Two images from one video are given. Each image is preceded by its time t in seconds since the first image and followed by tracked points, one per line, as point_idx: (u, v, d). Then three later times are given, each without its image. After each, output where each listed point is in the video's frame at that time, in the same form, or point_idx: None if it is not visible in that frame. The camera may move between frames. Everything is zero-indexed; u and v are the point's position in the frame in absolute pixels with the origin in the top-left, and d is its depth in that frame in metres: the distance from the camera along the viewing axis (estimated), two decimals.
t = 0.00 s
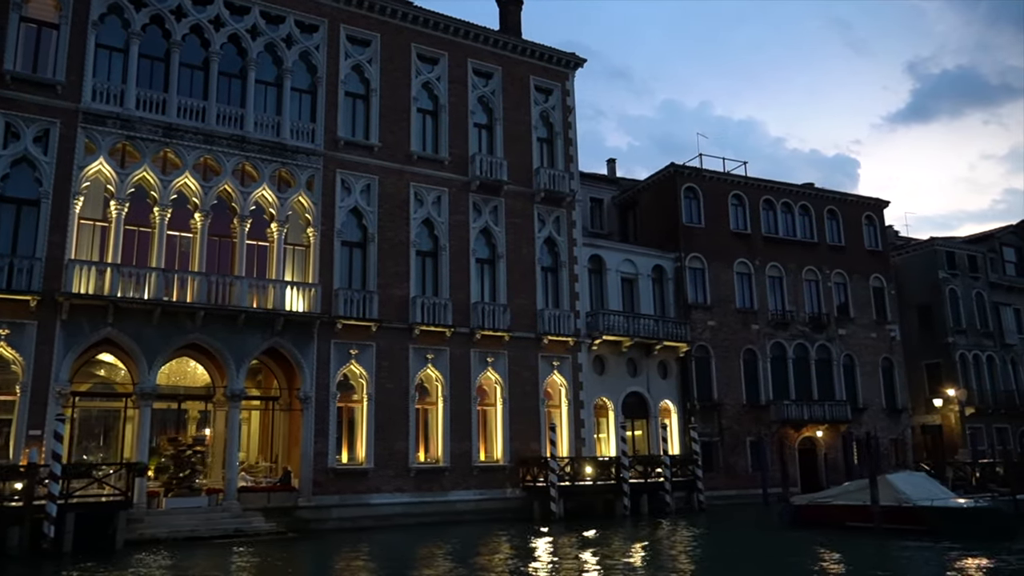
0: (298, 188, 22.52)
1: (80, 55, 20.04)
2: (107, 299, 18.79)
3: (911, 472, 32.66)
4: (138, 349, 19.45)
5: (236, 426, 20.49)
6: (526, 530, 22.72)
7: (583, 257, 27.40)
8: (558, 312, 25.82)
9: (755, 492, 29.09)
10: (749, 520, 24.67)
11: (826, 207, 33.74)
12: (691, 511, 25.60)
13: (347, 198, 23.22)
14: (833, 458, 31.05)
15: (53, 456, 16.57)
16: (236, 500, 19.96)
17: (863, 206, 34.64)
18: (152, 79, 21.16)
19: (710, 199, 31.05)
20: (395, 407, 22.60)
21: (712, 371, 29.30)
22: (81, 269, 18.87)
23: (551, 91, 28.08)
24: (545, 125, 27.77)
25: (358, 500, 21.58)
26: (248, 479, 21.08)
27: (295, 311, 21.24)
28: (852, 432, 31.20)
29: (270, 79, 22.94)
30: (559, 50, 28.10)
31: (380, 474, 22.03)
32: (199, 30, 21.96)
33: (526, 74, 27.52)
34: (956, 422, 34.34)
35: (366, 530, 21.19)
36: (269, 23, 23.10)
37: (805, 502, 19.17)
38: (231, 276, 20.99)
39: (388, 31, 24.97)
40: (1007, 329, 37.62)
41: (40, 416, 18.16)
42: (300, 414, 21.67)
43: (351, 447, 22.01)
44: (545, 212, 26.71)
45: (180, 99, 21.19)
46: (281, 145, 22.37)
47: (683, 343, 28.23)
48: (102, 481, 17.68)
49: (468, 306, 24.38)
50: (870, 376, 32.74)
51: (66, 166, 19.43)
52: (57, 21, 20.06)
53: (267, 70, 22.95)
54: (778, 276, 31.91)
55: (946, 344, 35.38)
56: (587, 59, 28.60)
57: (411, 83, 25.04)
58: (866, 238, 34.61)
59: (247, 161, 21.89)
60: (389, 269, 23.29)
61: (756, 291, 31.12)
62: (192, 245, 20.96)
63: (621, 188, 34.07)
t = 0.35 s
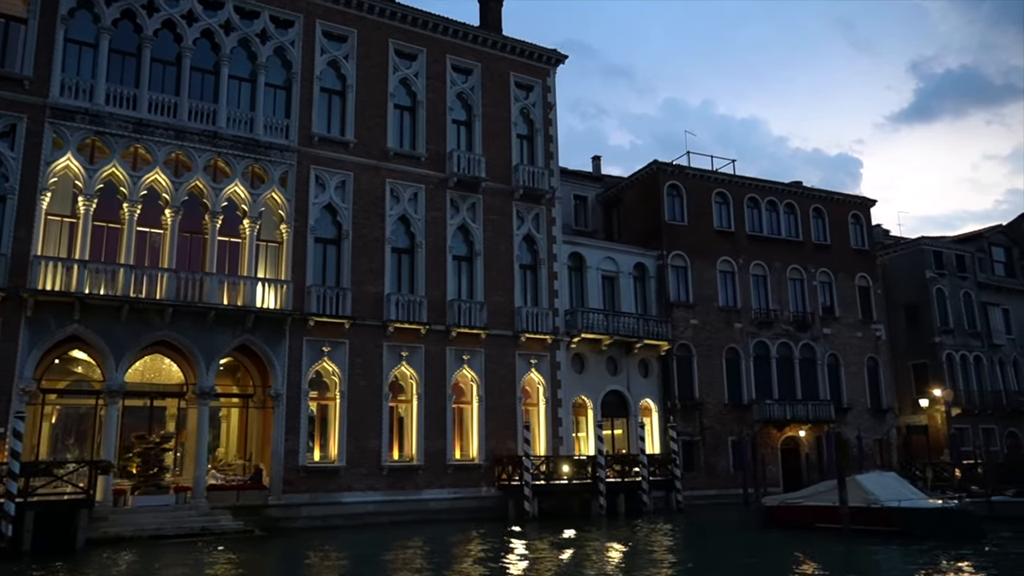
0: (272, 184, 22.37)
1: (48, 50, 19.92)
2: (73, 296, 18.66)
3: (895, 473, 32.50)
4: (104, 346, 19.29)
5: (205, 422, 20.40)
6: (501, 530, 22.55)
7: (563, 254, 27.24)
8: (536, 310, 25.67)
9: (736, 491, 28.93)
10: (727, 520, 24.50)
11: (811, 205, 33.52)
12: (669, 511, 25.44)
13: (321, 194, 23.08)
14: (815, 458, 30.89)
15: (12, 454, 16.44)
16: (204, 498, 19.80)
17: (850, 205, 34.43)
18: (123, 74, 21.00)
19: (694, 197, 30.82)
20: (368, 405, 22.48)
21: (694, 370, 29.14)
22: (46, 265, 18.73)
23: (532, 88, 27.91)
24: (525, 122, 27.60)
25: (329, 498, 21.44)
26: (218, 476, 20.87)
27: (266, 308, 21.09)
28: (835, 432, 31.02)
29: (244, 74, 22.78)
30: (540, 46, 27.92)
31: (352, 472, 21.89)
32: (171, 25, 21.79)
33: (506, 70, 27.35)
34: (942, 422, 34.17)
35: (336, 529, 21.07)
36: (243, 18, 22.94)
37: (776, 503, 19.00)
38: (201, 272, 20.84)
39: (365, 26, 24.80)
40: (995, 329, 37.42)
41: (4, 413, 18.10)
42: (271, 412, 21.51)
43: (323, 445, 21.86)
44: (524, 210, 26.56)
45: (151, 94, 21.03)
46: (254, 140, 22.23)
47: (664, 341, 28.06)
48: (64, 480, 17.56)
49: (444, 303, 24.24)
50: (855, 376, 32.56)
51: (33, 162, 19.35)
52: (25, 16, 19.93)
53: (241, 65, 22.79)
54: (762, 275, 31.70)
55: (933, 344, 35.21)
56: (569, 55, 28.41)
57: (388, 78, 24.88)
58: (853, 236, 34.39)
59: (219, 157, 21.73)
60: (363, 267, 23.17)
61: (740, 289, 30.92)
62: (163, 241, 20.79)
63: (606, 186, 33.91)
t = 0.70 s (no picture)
0: (242, 179, 22.20)
1: (13, 42, 19.77)
2: (35, 291, 18.53)
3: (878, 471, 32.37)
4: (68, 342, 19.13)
5: (171, 418, 20.14)
6: (474, 529, 22.39)
7: (540, 250, 27.08)
8: (512, 306, 25.50)
9: (714, 489, 28.82)
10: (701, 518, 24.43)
11: (795, 202, 33.31)
12: (645, 509, 25.32)
13: (293, 189, 22.91)
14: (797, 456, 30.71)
15: None
16: (169, 495, 19.65)
17: (834, 202, 34.23)
18: (91, 67, 20.83)
19: (675, 194, 30.62)
20: (338, 401, 22.37)
21: (673, 368, 28.98)
22: (9, 259, 18.57)
23: (510, 83, 27.71)
24: (503, 117, 27.41)
25: (298, 495, 21.31)
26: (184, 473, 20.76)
27: (234, 304, 20.94)
28: (816, 430, 30.87)
29: (216, 68, 22.59)
30: (520, 41, 27.71)
31: (321, 469, 21.76)
32: (141, 18, 21.61)
33: (484, 65, 27.14)
34: (925, 420, 34.09)
35: (304, 527, 20.98)
36: (215, 11, 22.73)
37: (743, 502, 18.94)
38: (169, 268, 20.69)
39: (339, 20, 24.59)
40: (980, 327, 37.29)
41: None
42: (239, 409, 21.32)
43: (292, 442, 21.75)
44: (501, 206, 26.39)
45: (119, 88, 20.86)
46: (224, 135, 22.04)
47: (643, 338, 27.93)
48: (22, 476, 17.41)
49: (418, 299, 24.10)
50: (837, 373, 32.41)
51: None
52: None
53: (212, 59, 22.60)
54: (744, 272, 31.51)
55: (917, 342, 35.08)
56: (548, 51, 28.19)
57: (363, 73, 24.68)
58: (837, 234, 34.20)
59: (188, 151, 21.56)
60: (335, 262, 23.02)
61: (721, 287, 30.73)
62: (130, 236, 20.64)
63: (588, 182, 33.72)
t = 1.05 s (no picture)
0: (212, 176, 22.03)
1: None
2: None
3: (859, 470, 32.24)
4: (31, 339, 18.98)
5: (137, 417, 20.02)
6: (448, 528, 22.23)
7: (517, 248, 26.92)
8: (487, 305, 25.34)
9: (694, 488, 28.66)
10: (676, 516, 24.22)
11: (777, 200, 33.14)
12: (621, 508, 25.15)
13: (264, 186, 22.75)
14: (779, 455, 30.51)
15: None
16: (134, 494, 19.49)
17: (817, 200, 34.08)
18: (57, 62, 20.67)
19: (655, 191, 30.46)
20: (309, 400, 22.22)
21: (653, 366, 28.81)
22: None
23: (487, 80, 27.53)
24: (480, 114, 27.23)
25: (267, 494, 21.15)
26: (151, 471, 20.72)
27: (202, 301, 20.77)
28: (798, 429, 30.71)
29: (186, 64, 22.38)
30: (497, 38, 27.53)
31: (291, 468, 21.60)
32: (109, 14, 21.42)
33: (461, 62, 26.97)
34: (909, 419, 34.03)
35: (272, 526, 20.81)
36: (185, 7, 22.51)
37: (712, 501, 18.87)
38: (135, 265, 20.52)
39: (312, 16, 24.39)
40: (965, 325, 37.22)
41: None
42: (208, 406, 21.21)
43: (262, 440, 21.59)
44: (476, 203, 26.22)
45: (85, 83, 20.68)
46: (193, 131, 21.85)
47: (621, 336, 27.77)
48: None
49: (391, 297, 23.95)
50: (819, 372, 32.25)
51: None
52: None
53: (182, 55, 22.40)
54: (725, 270, 31.35)
55: (901, 340, 34.95)
56: (527, 48, 28.00)
57: (336, 70, 24.50)
58: (820, 232, 34.04)
59: (156, 148, 21.37)
60: (306, 260, 22.87)
61: (702, 285, 30.57)
62: (96, 233, 20.49)
63: (570, 180, 33.55)
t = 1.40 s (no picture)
0: (184, 178, 21.89)
1: None
2: None
3: (845, 474, 32.02)
4: None
5: (106, 422, 19.84)
6: (422, 532, 22.09)
7: (496, 252, 26.77)
8: (464, 308, 25.19)
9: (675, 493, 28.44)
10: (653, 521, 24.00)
11: (762, 203, 32.97)
12: (599, 513, 24.95)
13: (238, 189, 22.62)
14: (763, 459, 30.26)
15: None
16: (100, 498, 19.37)
17: (803, 202, 33.91)
18: (27, 64, 20.58)
19: (638, 194, 30.32)
20: (281, 404, 22.08)
21: (634, 370, 28.62)
22: None
23: (467, 82, 27.40)
24: (459, 117, 27.10)
25: (237, 499, 21.00)
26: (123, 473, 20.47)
27: (171, 304, 20.63)
28: (782, 433, 30.48)
29: (159, 66, 22.25)
30: (477, 40, 27.42)
31: (262, 472, 21.46)
32: (80, 15, 21.33)
33: (439, 64, 26.85)
34: (896, 422, 33.88)
35: (242, 531, 20.64)
36: (158, 8, 22.38)
37: (684, 507, 18.70)
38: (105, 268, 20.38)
39: (288, 19, 24.28)
40: (953, 329, 37.02)
41: None
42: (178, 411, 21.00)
43: (233, 445, 21.45)
44: (455, 206, 26.08)
45: (55, 85, 20.58)
46: (165, 133, 21.73)
47: (601, 340, 27.61)
48: None
49: (367, 301, 23.81)
50: (805, 376, 32.02)
51: None
52: None
53: (155, 57, 22.27)
54: (708, 273, 31.18)
55: (888, 344, 34.74)
56: (507, 50, 27.87)
57: (312, 72, 24.38)
58: (805, 235, 33.85)
59: (127, 150, 21.23)
60: (280, 263, 22.74)
61: (685, 288, 30.39)
62: (65, 235, 20.37)
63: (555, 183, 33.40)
